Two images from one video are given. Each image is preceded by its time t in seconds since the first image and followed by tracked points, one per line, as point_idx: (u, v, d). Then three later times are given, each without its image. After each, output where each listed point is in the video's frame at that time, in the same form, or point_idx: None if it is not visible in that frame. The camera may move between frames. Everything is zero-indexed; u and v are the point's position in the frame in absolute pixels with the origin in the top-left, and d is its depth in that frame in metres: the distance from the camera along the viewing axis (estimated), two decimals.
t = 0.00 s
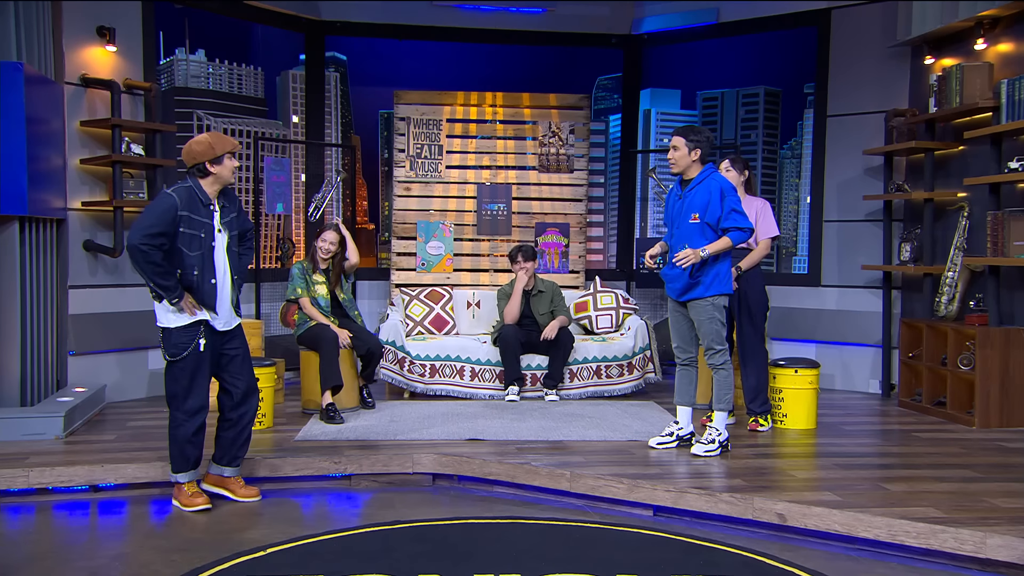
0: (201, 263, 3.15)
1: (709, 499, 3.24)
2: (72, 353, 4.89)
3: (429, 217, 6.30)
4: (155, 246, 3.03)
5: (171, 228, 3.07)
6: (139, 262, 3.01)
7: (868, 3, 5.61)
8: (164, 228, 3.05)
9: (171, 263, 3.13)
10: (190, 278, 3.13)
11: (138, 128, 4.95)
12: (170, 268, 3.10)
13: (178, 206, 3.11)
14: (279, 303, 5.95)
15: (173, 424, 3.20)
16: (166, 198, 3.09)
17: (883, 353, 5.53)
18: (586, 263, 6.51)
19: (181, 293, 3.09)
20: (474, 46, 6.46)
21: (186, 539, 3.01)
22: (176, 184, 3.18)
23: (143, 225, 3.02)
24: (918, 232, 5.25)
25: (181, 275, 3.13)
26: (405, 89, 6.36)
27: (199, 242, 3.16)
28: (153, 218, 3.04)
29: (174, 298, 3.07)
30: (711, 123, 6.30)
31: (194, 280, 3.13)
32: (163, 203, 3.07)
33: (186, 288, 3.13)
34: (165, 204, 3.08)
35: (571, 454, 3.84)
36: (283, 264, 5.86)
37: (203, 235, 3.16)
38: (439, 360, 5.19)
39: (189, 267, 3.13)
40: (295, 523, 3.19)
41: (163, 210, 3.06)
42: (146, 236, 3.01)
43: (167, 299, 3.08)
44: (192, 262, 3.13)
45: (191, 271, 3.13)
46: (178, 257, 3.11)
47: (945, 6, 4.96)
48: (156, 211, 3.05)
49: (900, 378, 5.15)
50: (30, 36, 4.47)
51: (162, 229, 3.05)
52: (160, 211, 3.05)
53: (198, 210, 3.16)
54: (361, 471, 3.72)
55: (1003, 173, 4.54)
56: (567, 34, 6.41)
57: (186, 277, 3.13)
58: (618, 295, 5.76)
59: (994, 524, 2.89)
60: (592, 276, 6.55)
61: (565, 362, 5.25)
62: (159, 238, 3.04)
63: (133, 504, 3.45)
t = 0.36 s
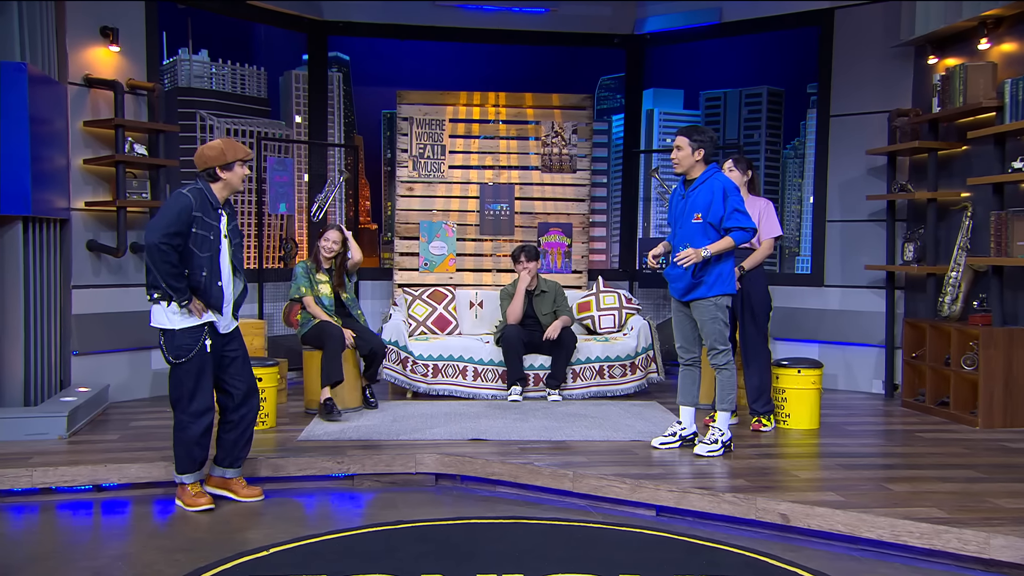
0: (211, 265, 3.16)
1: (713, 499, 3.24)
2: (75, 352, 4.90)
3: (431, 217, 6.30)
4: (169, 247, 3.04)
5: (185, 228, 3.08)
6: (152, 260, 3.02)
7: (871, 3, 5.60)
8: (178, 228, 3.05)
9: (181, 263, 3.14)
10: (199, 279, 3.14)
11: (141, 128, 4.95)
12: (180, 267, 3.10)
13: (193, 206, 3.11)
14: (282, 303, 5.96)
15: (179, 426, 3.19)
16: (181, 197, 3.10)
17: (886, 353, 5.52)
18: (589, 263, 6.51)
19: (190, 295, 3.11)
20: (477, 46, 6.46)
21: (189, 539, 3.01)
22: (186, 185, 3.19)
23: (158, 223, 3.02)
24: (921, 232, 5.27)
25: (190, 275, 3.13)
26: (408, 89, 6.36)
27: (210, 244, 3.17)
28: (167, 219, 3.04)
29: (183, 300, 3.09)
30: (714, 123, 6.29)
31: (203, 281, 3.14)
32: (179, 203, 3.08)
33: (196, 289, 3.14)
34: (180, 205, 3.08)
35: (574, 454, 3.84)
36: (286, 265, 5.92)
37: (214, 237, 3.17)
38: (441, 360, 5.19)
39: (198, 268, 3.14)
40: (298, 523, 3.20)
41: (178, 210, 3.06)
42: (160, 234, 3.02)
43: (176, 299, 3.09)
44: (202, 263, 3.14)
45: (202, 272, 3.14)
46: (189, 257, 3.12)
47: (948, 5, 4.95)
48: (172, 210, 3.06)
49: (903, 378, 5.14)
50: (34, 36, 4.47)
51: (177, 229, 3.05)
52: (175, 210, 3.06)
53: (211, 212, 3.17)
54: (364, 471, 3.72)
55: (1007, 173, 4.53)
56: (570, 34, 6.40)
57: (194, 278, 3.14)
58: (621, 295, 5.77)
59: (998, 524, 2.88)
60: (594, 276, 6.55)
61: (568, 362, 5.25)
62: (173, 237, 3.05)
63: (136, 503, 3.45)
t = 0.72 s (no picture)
0: (208, 265, 3.16)
1: (714, 499, 3.24)
2: (77, 352, 4.91)
3: (433, 217, 6.30)
4: (163, 245, 3.05)
5: (181, 226, 3.09)
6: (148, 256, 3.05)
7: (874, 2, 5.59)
8: (174, 226, 3.07)
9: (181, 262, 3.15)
10: (195, 279, 3.14)
11: (143, 128, 4.96)
12: (176, 266, 3.11)
13: (192, 206, 3.12)
14: (284, 303, 5.96)
15: (179, 428, 3.20)
16: (181, 197, 3.12)
17: (888, 353, 5.52)
18: (591, 263, 6.52)
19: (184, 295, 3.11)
20: (478, 46, 6.47)
21: (192, 539, 3.02)
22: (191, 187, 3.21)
23: (155, 221, 3.05)
24: (924, 232, 5.26)
25: (187, 274, 3.14)
26: (410, 89, 6.36)
27: (209, 244, 3.16)
28: (164, 217, 3.07)
29: (177, 299, 3.10)
30: (716, 123, 6.28)
31: (198, 281, 3.14)
32: (177, 202, 3.10)
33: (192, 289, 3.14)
34: (178, 204, 3.10)
35: (576, 454, 3.84)
36: (288, 264, 5.88)
37: (213, 238, 3.16)
38: (443, 360, 5.19)
39: (194, 268, 3.13)
40: (300, 523, 3.20)
41: (175, 209, 3.08)
42: (155, 231, 3.04)
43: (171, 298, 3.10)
44: (199, 263, 3.14)
45: (198, 271, 3.14)
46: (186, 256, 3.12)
47: (950, 5, 4.95)
48: (169, 209, 3.08)
49: (905, 378, 5.14)
50: (37, 36, 4.48)
51: (172, 226, 3.07)
52: (172, 209, 3.08)
53: (211, 213, 3.17)
54: (365, 471, 3.72)
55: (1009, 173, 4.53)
56: (571, 34, 6.40)
57: (191, 277, 3.14)
58: (623, 295, 5.76)
59: (1000, 524, 2.88)
60: (596, 276, 6.55)
61: (569, 362, 5.25)
62: (168, 235, 3.06)
63: (138, 503, 3.46)
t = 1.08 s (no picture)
0: (193, 262, 3.14)
1: (717, 500, 3.23)
2: (78, 352, 4.90)
3: (435, 217, 6.29)
4: (146, 238, 3.06)
5: (166, 223, 3.10)
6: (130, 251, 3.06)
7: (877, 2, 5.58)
8: (158, 222, 3.08)
9: (166, 259, 3.16)
10: (179, 276, 3.13)
11: (145, 128, 4.95)
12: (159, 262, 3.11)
13: (179, 204, 3.14)
14: (285, 303, 5.95)
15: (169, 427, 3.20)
16: (169, 195, 3.15)
17: (891, 353, 5.50)
18: (593, 263, 6.50)
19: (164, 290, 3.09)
20: (480, 46, 6.46)
21: (193, 539, 3.01)
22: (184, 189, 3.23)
23: (140, 217, 3.08)
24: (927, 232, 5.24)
25: (171, 272, 3.13)
26: (412, 89, 6.35)
27: (196, 241, 3.15)
28: (150, 212, 3.09)
29: (154, 292, 3.07)
30: (718, 122, 6.25)
31: (182, 278, 3.13)
32: (164, 200, 3.12)
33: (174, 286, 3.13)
34: (166, 201, 3.12)
35: (578, 454, 3.83)
36: (289, 264, 5.87)
37: (201, 236, 3.15)
38: (444, 360, 5.18)
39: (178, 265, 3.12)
40: (301, 523, 3.19)
41: (163, 205, 3.11)
42: (138, 226, 3.05)
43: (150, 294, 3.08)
44: (185, 260, 3.13)
45: (182, 267, 3.13)
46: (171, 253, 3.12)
47: (954, 5, 4.93)
48: (156, 206, 3.10)
49: (908, 378, 5.12)
50: (37, 36, 4.46)
51: (157, 222, 3.08)
52: (158, 206, 3.10)
53: (201, 211, 3.17)
54: (367, 472, 3.71)
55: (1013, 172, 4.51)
56: (574, 34, 6.39)
57: (174, 274, 3.13)
58: (625, 295, 5.75)
59: (1004, 525, 2.87)
60: (598, 276, 6.54)
61: (571, 362, 5.23)
62: (152, 229, 3.07)
63: (139, 503, 3.45)
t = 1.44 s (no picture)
0: (181, 261, 3.13)
1: (720, 501, 3.21)
2: (78, 352, 4.88)
3: (436, 216, 6.27)
4: (134, 236, 3.04)
5: (156, 221, 3.09)
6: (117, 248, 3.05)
7: None
8: (148, 220, 3.07)
9: (154, 257, 3.15)
10: (166, 274, 3.13)
11: (145, 127, 4.93)
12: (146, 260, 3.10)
13: (170, 203, 3.14)
14: (286, 303, 5.93)
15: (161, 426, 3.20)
16: (160, 195, 3.14)
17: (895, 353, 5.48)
18: (595, 262, 6.48)
19: (150, 288, 3.06)
20: (482, 45, 6.43)
21: (193, 540, 2.99)
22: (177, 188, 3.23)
23: (129, 214, 3.07)
24: (931, 232, 5.21)
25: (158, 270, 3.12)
26: (414, 88, 6.34)
27: (185, 241, 3.14)
28: (139, 210, 3.08)
29: (139, 291, 3.05)
30: (721, 123, 6.22)
31: (168, 276, 3.12)
32: (156, 199, 3.12)
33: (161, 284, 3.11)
34: (156, 199, 3.12)
35: (580, 455, 3.81)
36: (290, 264, 5.85)
37: (190, 234, 3.14)
38: (446, 360, 5.16)
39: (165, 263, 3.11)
40: (302, 524, 3.17)
41: (153, 204, 3.10)
42: (128, 224, 3.04)
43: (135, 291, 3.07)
44: (173, 259, 3.12)
45: (169, 266, 3.13)
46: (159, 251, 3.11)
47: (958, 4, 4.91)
48: (146, 204, 3.10)
49: (912, 378, 5.10)
50: (37, 35, 4.44)
51: (146, 221, 3.07)
52: (148, 204, 3.10)
53: (192, 210, 3.16)
54: (368, 472, 3.69)
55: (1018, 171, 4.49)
56: (576, 33, 6.37)
57: (161, 272, 3.13)
58: (627, 295, 5.72)
59: (1009, 526, 2.84)
60: (600, 276, 6.51)
61: (573, 362, 5.21)
62: (141, 227, 3.06)
63: (140, 504, 3.43)
